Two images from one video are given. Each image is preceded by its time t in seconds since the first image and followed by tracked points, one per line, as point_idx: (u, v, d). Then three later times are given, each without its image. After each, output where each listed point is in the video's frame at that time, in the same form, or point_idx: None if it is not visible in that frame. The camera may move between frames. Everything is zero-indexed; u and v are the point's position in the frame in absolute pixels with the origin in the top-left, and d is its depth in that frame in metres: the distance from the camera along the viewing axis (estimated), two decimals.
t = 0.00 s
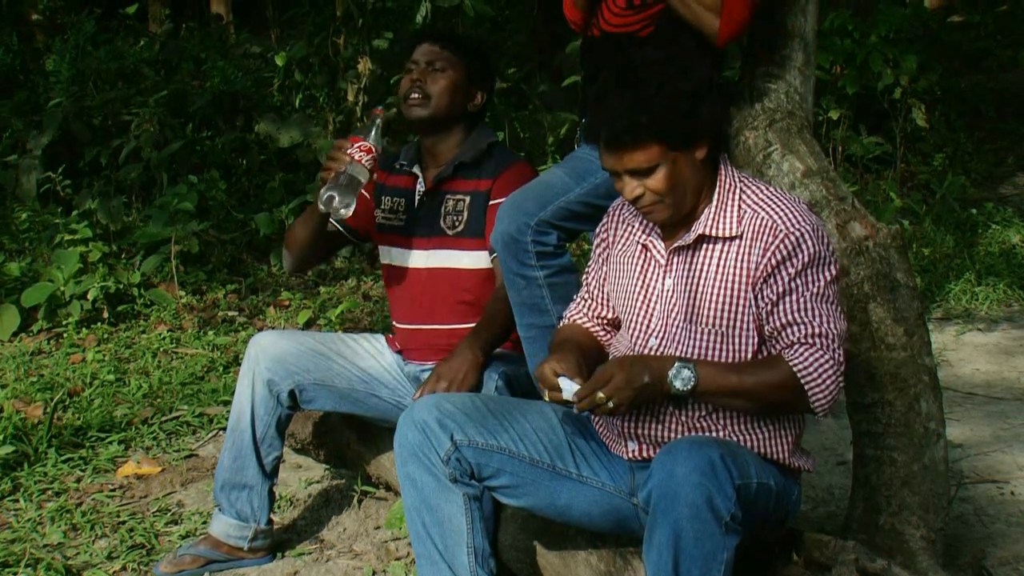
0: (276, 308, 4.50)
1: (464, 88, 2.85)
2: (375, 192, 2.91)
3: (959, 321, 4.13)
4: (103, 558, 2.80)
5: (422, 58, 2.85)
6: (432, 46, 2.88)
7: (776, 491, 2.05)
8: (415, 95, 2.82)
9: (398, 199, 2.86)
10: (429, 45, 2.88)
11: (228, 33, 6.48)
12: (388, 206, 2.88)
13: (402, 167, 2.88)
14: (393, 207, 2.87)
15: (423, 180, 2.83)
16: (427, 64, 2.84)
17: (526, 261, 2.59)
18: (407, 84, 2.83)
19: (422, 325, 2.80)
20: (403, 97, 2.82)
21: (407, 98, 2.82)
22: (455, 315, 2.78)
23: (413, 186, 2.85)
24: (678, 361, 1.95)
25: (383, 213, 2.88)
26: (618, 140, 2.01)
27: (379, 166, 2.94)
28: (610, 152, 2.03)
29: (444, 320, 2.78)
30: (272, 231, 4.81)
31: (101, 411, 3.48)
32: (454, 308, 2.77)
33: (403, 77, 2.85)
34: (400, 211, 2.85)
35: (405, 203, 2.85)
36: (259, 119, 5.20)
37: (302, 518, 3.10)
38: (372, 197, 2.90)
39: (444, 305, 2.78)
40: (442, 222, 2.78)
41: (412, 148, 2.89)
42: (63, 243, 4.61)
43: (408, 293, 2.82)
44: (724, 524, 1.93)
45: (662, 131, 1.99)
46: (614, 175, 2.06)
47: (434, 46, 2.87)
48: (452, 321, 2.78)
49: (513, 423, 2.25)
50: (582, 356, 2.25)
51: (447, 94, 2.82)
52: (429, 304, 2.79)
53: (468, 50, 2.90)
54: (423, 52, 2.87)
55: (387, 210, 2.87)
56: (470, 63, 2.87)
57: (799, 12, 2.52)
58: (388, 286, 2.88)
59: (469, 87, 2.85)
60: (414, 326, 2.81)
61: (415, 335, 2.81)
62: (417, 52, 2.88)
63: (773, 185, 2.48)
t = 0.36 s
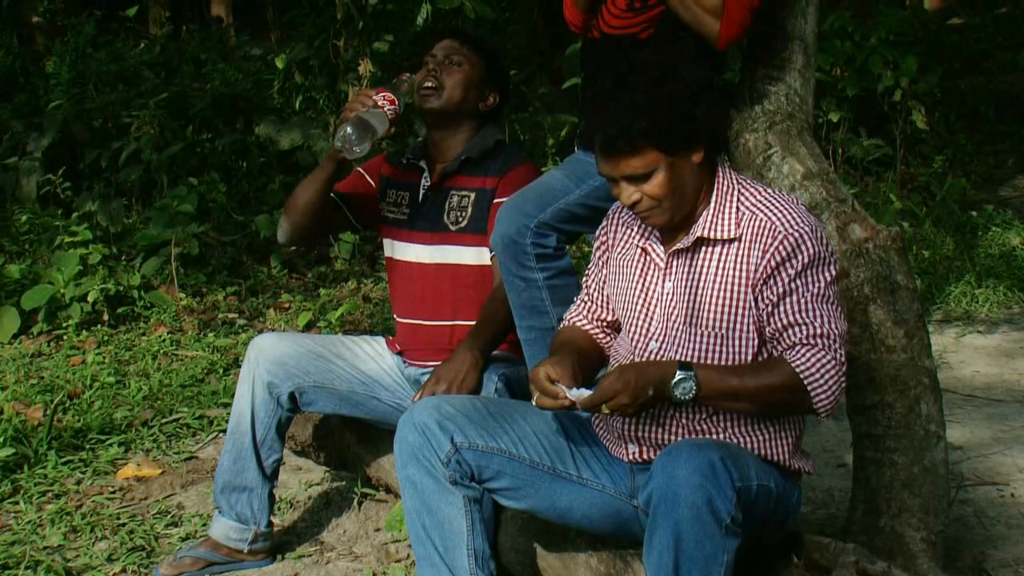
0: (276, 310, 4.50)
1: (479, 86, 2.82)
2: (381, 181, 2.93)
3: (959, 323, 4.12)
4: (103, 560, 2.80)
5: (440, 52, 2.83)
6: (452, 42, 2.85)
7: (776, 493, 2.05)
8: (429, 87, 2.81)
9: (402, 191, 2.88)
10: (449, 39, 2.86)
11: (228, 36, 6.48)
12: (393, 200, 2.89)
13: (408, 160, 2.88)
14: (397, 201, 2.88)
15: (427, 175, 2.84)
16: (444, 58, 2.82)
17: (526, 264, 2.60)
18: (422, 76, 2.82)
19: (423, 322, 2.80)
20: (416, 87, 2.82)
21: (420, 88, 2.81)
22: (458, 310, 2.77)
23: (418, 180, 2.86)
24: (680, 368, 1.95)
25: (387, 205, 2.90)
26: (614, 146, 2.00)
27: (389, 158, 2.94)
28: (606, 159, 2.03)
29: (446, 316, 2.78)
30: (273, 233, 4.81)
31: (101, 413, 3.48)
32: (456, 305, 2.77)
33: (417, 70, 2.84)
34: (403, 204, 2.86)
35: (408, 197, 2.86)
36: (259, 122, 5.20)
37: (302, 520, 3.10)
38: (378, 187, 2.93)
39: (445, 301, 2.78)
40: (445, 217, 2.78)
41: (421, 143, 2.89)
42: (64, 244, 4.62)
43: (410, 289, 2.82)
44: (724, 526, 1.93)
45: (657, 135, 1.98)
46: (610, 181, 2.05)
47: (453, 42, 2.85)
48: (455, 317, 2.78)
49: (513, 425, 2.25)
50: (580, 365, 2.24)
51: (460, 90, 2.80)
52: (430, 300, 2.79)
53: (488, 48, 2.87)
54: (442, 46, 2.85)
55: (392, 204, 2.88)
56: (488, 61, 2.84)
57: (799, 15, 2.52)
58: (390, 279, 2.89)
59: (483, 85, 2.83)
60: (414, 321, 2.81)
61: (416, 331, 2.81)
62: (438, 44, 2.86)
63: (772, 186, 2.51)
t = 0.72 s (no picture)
0: (277, 312, 4.50)
1: (489, 87, 2.81)
2: (386, 175, 2.91)
3: (958, 324, 4.12)
4: (102, 562, 2.80)
5: (453, 50, 2.82)
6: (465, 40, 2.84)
7: (776, 495, 2.05)
8: (440, 83, 2.79)
9: (405, 187, 2.86)
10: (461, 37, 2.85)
11: (228, 38, 6.47)
12: (396, 195, 2.88)
13: (416, 155, 2.86)
14: (401, 197, 2.86)
15: (433, 172, 2.82)
16: (457, 56, 2.80)
17: (526, 266, 2.62)
18: (435, 70, 2.79)
19: (423, 318, 2.80)
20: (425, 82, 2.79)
21: (430, 82, 2.79)
22: (460, 306, 2.77)
23: (423, 178, 2.84)
24: (681, 367, 1.94)
25: (391, 201, 2.88)
26: (615, 161, 2.00)
27: (395, 153, 2.92)
28: (607, 172, 2.03)
29: (447, 312, 2.78)
30: (272, 234, 4.81)
31: (100, 414, 3.47)
32: (457, 302, 2.77)
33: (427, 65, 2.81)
34: (406, 200, 2.85)
35: (412, 193, 2.84)
36: (259, 123, 5.19)
37: (303, 522, 3.10)
38: (382, 181, 2.91)
39: (445, 297, 2.78)
40: (446, 213, 2.78)
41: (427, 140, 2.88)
42: (63, 246, 4.61)
43: (411, 283, 2.81)
44: (725, 527, 1.93)
45: (657, 146, 1.98)
46: (612, 193, 2.05)
47: (467, 41, 2.83)
48: (457, 313, 2.77)
49: (512, 427, 2.25)
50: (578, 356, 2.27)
51: (470, 88, 2.78)
52: (430, 296, 2.79)
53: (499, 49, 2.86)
54: (456, 43, 2.83)
55: (396, 199, 2.87)
56: (500, 62, 2.83)
57: (799, 17, 2.52)
58: (392, 274, 2.88)
59: (493, 86, 2.81)
60: (415, 316, 2.81)
61: (416, 326, 2.81)
62: (452, 41, 2.84)
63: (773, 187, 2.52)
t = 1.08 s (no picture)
0: (277, 313, 4.50)
1: (495, 89, 2.81)
2: (388, 174, 2.91)
3: (959, 326, 4.12)
4: (102, 563, 2.80)
5: (461, 50, 2.81)
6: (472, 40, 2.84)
7: (775, 496, 2.05)
8: (446, 83, 2.78)
9: (409, 186, 2.86)
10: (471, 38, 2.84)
11: (229, 40, 6.47)
12: (399, 194, 2.87)
13: (419, 153, 2.88)
14: (403, 195, 2.87)
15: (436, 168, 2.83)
16: (465, 56, 2.79)
17: (526, 267, 2.61)
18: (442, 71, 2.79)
19: (423, 317, 2.79)
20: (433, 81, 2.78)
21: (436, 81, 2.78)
22: (462, 306, 2.77)
23: (426, 175, 2.85)
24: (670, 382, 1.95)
25: (393, 199, 2.88)
26: (632, 149, 1.99)
27: (399, 153, 2.93)
28: (622, 160, 2.01)
29: (447, 312, 2.78)
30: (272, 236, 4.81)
31: (101, 415, 3.47)
32: (457, 302, 2.77)
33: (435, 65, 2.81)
34: (409, 198, 2.85)
35: (415, 191, 2.85)
36: (259, 124, 5.20)
37: (303, 523, 3.10)
38: (384, 179, 2.91)
39: (445, 297, 2.77)
40: (449, 213, 2.77)
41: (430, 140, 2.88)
42: (63, 248, 4.61)
43: (412, 282, 2.81)
44: (724, 528, 1.94)
45: (673, 139, 1.98)
46: (624, 182, 2.04)
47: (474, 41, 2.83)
48: (458, 313, 2.77)
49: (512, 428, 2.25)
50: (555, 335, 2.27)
51: (476, 90, 2.78)
52: (430, 296, 2.78)
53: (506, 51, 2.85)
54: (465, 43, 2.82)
55: (398, 198, 2.87)
56: (505, 64, 2.83)
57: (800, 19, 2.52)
58: (393, 272, 2.88)
59: (498, 88, 2.81)
60: (415, 315, 2.81)
61: (415, 326, 2.81)
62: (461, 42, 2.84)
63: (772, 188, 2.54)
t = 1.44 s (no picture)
0: (277, 317, 4.50)
1: (496, 94, 2.81)
2: (388, 176, 2.91)
3: (959, 330, 4.12)
4: (101, 568, 2.80)
5: (462, 54, 2.82)
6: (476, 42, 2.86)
7: (775, 500, 2.05)
8: (450, 86, 2.79)
9: (409, 189, 2.86)
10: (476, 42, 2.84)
11: (230, 46, 6.47)
12: (399, 197, 2.87)
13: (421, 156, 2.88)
14: (403, 198, 2.87)
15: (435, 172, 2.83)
16: (468, 58, 2.80)
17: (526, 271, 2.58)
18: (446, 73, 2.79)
19: (424, 321, 2.80)
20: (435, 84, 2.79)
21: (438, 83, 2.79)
22: (462, 310, 2.77)
23: (426, 180, 2.85)
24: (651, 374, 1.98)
25: (393, 202, 2.88)
26: (647, 168, 2.00)
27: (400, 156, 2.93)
28: (637, 174, 2.02)
29: (447, 315, 2.78)
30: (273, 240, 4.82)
31: (100, 419, 3.47)
32: (457, 305, 2.77)
33: (436, 67, 2.82)
34: (409, 202, 2.85)
35: (415, 194, 2.85)
36: (258, 128, 5.26)
37: (303, 527, 3.10)
38: (385, 182, 2.91)
39: (444, 299, 2.78)
40: (449, 218, 2.78)
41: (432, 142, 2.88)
42: (64, 251, 4.61)
43: (411, 283, 2.82)
44: (725, 532, 1.94)
45: (691, 153, 1.99)
46: (637, 193, 2.05)
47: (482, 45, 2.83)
48: (458, 317, 2.77)
49: (512, 431, 2.25)
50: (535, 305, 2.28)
51: (476, 94, 2.78)
52: (430, 299, 2.79)
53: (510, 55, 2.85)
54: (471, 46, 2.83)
55: (398, 201, 2.87)
56: (506, 66, 2.83)
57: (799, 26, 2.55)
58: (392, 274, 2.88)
59: (500, 93, 2.82)
60: (414, 316, 2.81)
61: (415, 329, 2.81)
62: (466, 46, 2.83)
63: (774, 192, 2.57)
